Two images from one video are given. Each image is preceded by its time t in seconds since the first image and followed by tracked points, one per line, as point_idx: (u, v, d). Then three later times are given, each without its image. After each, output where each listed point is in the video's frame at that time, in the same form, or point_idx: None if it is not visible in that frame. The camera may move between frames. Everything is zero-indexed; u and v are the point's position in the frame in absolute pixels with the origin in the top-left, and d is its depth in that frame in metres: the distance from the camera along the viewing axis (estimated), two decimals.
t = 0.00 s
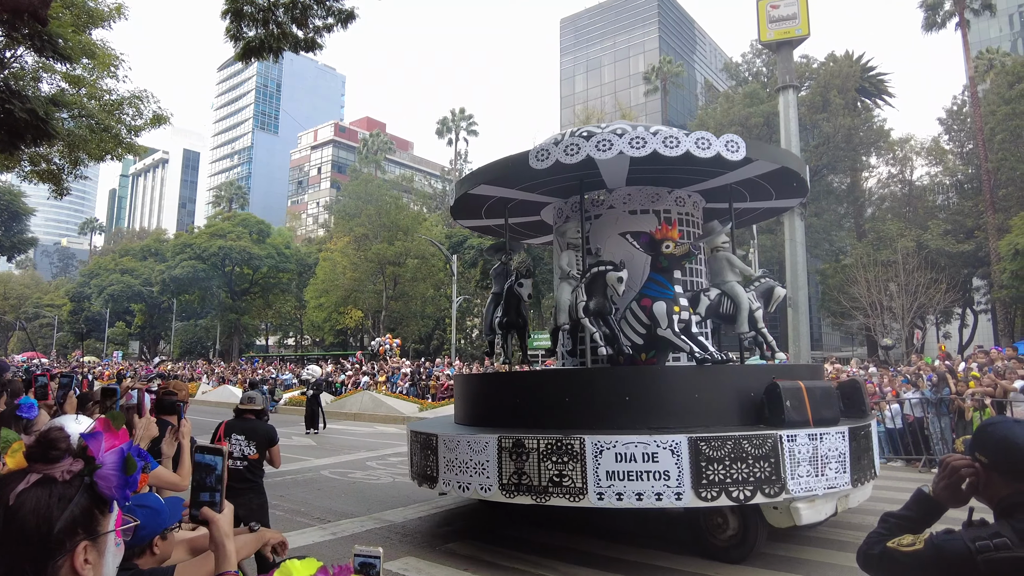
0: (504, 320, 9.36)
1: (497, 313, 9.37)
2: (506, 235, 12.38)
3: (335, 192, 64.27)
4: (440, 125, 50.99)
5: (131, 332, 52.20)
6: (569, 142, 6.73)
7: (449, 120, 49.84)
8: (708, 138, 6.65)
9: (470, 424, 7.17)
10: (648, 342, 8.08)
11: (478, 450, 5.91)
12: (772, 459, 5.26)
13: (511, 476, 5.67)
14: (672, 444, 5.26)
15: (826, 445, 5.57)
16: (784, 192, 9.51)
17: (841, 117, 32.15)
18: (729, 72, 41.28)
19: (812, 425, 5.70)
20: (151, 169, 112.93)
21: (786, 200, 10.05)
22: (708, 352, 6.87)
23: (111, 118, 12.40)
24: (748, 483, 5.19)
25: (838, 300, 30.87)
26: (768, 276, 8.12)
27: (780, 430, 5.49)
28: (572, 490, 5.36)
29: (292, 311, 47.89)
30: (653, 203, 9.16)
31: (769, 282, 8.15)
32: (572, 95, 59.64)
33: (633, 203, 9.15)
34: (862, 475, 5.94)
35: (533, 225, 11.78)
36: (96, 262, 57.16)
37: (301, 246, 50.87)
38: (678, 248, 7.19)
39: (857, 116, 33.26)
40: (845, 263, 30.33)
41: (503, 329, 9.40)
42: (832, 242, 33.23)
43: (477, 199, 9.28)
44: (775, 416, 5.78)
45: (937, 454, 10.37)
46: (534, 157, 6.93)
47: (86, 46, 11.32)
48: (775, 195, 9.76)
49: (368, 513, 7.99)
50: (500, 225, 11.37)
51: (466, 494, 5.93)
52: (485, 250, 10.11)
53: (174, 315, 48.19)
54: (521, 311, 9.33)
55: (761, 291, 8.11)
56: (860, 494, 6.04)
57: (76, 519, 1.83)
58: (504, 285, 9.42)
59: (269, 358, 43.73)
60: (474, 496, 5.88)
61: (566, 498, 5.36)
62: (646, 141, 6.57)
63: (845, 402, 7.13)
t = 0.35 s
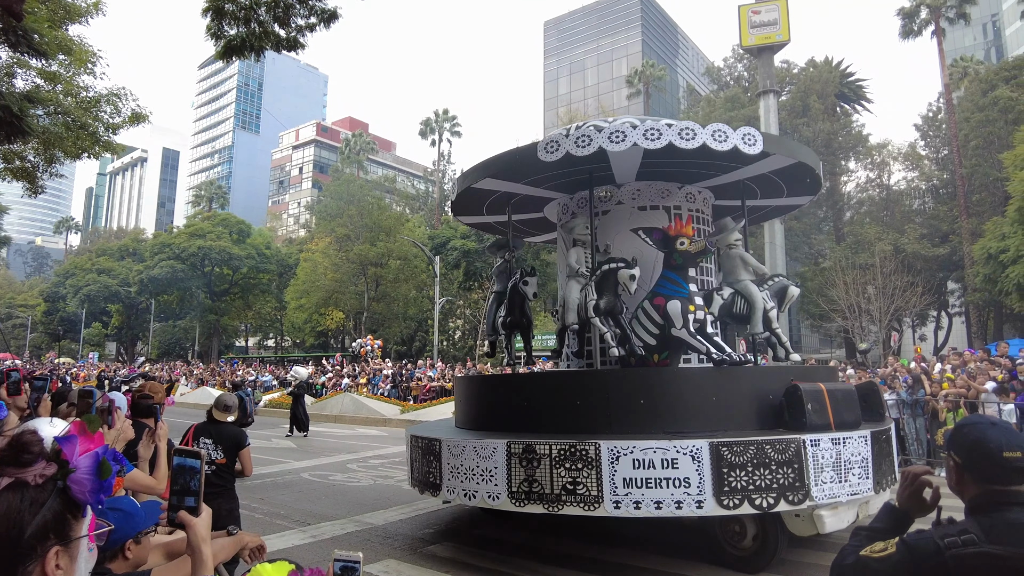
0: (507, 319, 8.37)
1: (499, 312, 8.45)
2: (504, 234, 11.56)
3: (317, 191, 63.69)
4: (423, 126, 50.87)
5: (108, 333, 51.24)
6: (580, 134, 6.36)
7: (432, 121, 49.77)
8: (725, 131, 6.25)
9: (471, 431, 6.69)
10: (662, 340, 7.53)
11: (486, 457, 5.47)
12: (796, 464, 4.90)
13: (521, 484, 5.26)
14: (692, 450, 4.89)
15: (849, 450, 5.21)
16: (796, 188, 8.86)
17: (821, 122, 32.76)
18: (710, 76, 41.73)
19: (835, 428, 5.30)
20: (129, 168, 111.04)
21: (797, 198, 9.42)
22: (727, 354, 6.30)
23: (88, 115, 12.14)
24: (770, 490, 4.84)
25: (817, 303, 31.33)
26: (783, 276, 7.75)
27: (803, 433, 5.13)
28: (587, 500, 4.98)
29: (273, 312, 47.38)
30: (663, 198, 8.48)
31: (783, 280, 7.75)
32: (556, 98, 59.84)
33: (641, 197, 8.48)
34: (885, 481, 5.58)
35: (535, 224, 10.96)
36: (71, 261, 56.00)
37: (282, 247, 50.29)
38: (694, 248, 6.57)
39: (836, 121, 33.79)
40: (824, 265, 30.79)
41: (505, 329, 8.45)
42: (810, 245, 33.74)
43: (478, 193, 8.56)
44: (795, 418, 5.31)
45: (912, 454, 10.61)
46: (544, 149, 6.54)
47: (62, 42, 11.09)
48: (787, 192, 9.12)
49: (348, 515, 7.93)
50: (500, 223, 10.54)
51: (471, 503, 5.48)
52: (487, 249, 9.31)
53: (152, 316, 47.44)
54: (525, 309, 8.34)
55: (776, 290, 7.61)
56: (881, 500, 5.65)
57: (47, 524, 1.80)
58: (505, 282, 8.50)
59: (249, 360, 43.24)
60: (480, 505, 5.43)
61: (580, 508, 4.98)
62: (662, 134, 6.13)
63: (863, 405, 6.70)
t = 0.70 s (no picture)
0: (504, 319, 8.32)
1: (497, 312, 8.34)
2: (495, 232, 11.26)
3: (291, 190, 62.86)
4: (399, 125, 50.54)
5: (73, 333, 49.81)
6: (586, 125, 6.10)
7: (408, 120, 49.50)
8: (735, 122, 6.08)
9: (467, 435, 6.40)
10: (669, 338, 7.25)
11: (486, 464, 5.22)
12: (812, 468, 4.79)
13: (525, 492, 5.00)
14: (706, 455, 4.72)
15: (863, 454, 5.11)
16: (800, 184, 8.65)
17: (793, 128, 33.40)
18: (686, 81, 42.25)
19: (847, 431, 5.18)
20: (97, 163, 108.22)
21: (800, 195, 9.24)
22: (738, 355, 6.11)
23: (54, 109, 11.76)
24: (786, 497, 4.70)
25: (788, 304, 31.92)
26: (788, 275, 7.65)
27: (817, 437, 5.02)
28: (597, 509, 4.74)
29: (246, 313, 46.55)
30: (665, 193, 8.26)
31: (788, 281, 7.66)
32: (533, 99, 59.97)
33: (643, 192, 8.23)
34: (896, 485, 5.50)
35: (532, 219, 10.67)
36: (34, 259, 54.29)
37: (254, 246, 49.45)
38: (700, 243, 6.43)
39: (808, 127, 34.48)
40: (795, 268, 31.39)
41: (502, 329, 8.29)
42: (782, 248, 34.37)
43: (474, 187, 8.23)
44: (808, 421, 5.23)
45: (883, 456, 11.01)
46: (545, 141, 6.27)
47: (26, 33, 10.73)
48: (790, 188, 8.90)
49: (321, 517, 7.83)
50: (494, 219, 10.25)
51: (472, 512, 5.24)
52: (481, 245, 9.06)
53: (120, 316, 46.26)
54: (523, 308, 8.26)
55: (782, 290, 7.52)
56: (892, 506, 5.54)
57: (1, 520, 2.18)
58: (504, 280, 8.30)
59: (220, 360, 42.43)
60: (481, 514, 5.19)
61: (589, 518, 4.74)
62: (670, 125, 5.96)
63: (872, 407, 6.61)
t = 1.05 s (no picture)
0: (494, 318, 8.20)
1: (486, 311, 8.22)
2: (481, 227, 11.16)
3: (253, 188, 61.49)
4: (365, 123, 49.91)
5: (22, 333, 47.79)
6: (584, 115, 6.11)
7: (374, 118, 48.93)
8: (738, 116, 6.12)
9: (463, 436, 6.29)
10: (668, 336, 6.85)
11: (481, 469, 5.18)
12: (818, 472, 4.89)
13: (523, 500, 4.96)
14: (714, 458, 4.76)
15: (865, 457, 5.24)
16: (795, 181, 8.71)
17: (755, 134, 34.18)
18: (652, 85, 42.80)
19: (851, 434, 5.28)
20: (50, 156, 104.23)
21: (793, 193, 9.35)
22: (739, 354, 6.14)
23: (3, 99, 11.24)
24: (794, 502, 4.80)
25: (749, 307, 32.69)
26: (783, 274, 7.73)
27: (823, 440, 5.12)
28: (599, 517, 4.72)
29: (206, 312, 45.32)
30: (660, 189, 8.27)
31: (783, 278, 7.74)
32: (501, 100, 59.88)
33: (638, 188, 8.23)
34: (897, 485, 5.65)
35: (520, 215, 10.59)
36: None
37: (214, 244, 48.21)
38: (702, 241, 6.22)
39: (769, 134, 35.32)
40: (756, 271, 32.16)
41: (492, 328, 8.21)
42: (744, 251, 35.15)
43: (464, 180, 8.13)
44: (814, 424, 5.34)
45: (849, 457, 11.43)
46: (542, 131, 6.28)
47: None
48: (786, 185, 8.98)
49: (281, 519, 7.68)
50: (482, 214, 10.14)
51: (465, 520, 5.16)
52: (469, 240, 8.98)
53: (72, 315, 44.55)
54: (513, 308, 8.17)
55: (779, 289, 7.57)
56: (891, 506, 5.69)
57: None
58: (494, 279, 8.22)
59: (179, 361, 41.22)
60: (475, 522, 5.13)
61: (593, 526, 4.72)
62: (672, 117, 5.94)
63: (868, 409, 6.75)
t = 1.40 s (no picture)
0: (479, 316, 7.95)
1: (472, 308, 7.97)
2: (460, 222, 10.90)
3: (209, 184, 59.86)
4: (323, 120, 49.05)
5: None
6: (580, 106, 5.97)
7: (333, 115, 48.14)
8: (737, 111, 6.04)
9: (447, 439, 6.04)
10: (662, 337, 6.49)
11: (473, 475, 4.92)
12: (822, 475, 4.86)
13: (519, 507, 4.76)
14: (719, 461, 4.68)
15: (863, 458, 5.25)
16: (784, 181, 8.77)
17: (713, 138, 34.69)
18: (612, 88, 43.05)
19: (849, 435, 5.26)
20: None
21: (780, 192, 9.38)
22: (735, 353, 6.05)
23: None
24: (799, 506, 4.77)
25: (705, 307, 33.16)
26: (774, 274, 7.70)
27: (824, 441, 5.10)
28: (600, 524, 4.58)
29: (155, 311, 43.93)
30: (651, 186, 8.18)
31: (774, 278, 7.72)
32: (462, 100, 59.61)
33: (629, 184, 8.11)
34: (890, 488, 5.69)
35: (503, 211, 10.36)
36: None
37: (166, 241, 46.70)
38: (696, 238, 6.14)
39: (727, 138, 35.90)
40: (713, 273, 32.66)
41: (477, 326, 7.98)
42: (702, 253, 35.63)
43: (449, 171, 7.86)
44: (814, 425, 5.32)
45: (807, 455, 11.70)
46: (536, 120, 6.10)
47: None
48: (773, 184, 9.03)
49: (232, 521, 7.49)
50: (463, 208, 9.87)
51: (454, 529, 4.95)
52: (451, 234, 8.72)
53: (11, 313, 42.57)
54: (499, 306, 7.93)
55: (771, 288, 7.54)
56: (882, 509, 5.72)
57: None
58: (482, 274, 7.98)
59: (126, 361, 39.87)
60: (466, 530, 4.90)
61: (595, 533, 4.57)
62: (670, 110, 5.89)
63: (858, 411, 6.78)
